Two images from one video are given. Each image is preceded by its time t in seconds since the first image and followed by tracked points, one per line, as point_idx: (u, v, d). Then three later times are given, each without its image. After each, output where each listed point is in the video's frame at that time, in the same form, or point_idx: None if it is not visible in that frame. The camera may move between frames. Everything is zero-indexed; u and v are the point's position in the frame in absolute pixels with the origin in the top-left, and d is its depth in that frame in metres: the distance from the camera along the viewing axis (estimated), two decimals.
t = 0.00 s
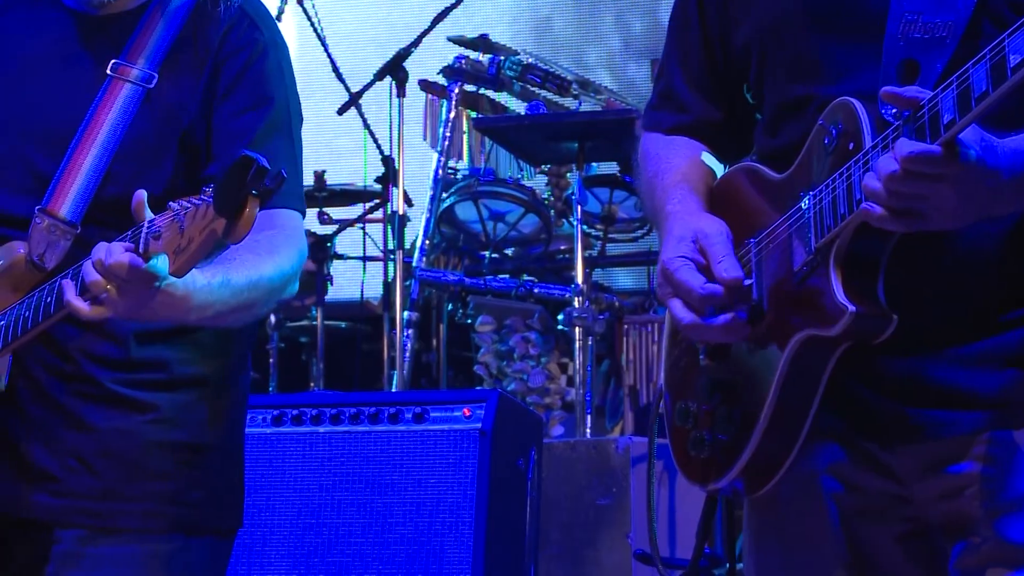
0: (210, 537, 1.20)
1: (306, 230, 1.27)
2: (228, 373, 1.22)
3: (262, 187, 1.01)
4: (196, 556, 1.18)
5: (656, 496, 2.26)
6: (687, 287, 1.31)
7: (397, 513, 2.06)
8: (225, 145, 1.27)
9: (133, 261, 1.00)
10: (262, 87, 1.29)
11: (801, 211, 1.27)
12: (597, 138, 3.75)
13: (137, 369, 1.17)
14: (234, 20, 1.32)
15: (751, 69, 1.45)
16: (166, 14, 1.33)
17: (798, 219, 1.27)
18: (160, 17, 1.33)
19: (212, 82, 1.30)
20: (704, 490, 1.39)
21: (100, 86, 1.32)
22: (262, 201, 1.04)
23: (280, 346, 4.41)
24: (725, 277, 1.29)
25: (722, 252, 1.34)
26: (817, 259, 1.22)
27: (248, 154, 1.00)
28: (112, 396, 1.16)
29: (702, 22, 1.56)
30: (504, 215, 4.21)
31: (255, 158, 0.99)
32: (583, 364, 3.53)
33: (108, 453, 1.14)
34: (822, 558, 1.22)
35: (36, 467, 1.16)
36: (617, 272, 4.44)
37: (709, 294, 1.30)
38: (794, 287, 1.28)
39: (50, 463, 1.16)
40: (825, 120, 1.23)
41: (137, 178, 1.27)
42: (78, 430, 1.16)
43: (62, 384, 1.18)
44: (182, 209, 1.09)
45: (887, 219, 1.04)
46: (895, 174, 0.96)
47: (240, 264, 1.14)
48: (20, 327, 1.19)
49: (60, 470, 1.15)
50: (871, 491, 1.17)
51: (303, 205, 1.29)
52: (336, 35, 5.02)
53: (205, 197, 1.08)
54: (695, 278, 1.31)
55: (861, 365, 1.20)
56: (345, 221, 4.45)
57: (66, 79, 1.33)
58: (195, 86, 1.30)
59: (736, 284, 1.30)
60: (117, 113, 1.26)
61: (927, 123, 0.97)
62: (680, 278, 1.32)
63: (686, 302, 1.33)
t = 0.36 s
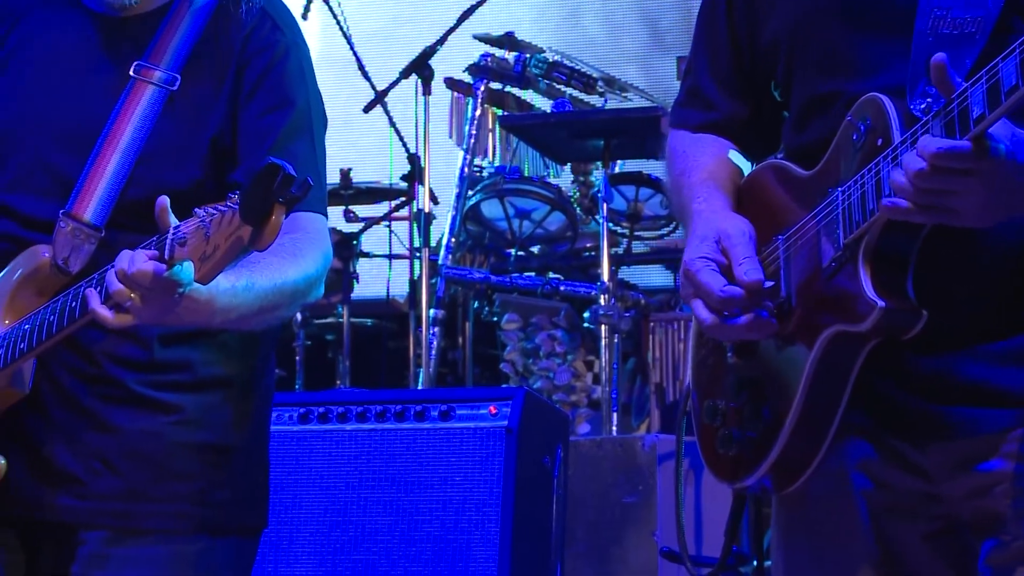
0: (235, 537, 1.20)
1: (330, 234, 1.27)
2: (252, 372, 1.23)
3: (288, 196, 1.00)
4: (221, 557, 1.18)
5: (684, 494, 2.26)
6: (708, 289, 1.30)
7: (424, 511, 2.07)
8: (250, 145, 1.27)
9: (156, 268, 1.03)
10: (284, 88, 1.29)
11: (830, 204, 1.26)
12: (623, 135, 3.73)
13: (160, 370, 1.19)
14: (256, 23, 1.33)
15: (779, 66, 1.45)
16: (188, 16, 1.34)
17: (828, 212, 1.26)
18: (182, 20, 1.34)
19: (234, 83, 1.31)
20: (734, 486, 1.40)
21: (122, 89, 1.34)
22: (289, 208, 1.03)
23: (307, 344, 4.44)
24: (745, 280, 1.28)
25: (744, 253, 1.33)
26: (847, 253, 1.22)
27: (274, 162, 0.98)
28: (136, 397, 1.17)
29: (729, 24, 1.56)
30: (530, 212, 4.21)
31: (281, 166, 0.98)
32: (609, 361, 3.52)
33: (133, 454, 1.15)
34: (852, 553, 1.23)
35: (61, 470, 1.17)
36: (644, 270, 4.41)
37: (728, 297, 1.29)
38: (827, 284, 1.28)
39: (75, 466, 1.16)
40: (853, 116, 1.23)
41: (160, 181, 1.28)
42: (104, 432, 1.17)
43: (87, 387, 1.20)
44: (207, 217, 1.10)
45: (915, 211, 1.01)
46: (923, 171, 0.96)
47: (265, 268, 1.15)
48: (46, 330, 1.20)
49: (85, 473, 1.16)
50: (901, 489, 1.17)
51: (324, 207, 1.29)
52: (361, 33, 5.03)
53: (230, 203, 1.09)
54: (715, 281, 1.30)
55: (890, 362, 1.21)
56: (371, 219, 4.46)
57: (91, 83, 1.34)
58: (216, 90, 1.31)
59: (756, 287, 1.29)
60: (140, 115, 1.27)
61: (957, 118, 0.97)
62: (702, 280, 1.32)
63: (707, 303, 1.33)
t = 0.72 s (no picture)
0: (269, 535, 1.22)
1: (366, 234, 1.28)
2: (287, 370, 1.25)
3: (320, 201, 1.02)
4: (255, 555, 1.20)
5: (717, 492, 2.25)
6: (743, 285, 1.31)
7: (456, 508, 2.08)
8: (285, 145, 1.28)
9: (189, 271, 1.05)
10: (321, 87, 1.30)
11: (862, 201, 1.25)
12: (654, 133, 3.72)
13: (196, 367, 1.20)
14: (294, 21, 1.34)
15: (813, 61, 1.45)
16: (226, 14, 1.35)
17: (861, 208, 1.25)
18: (219, 18, 1.35)
19: (271, 81, 1.32)
20: (767, 482, 1.41)
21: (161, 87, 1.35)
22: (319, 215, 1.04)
23: (338, 342, 4.47)
24: (778, 273, 1.29)
25: (777, 246, 1.34)
26: (879, 250, 1.21)
27: (306, 168, 1.00)
28: (172, 395, 1.19)
29: (763, 21, 1.55)
30: (561, 210, 4.21)
31: (312, 171, 1.00)
32: (640, 359, 3.52)
33: (169, 451, 1.17)
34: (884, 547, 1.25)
35: (98, 467, 1.19)
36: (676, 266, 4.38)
37: (763, 292, 1.30)
38: (859, 280, 1.26)
39: (111, 464, 1.18)
40: (886, 112, 1.23)
41: (195, 180, 1.29)
42: (140, 430, 1.18)
43: (123, 384, 1.21)
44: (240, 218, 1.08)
45: (942, 199, 1.00)
46: (954, 165, 0.96)
47: (299, 269, 1.16)
48: (78, 329, 1.20)
49: (122, 471, 1.18)
50: (932, 485, 1.19)
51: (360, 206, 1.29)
52: (391, 31, 5.05)
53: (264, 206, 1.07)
54: (751, 276, 1.31)
55: (923, 358, 1.22)
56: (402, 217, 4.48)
57: (127, 84, 1.36)
58: (251, 90, 1.32)
59: (789, 280, 1.29)
60: (177, 114, 1.28)
61: (987, 112, 0.96)
62: (739, 276, 1.32)
63: (744, 297, 1.33)
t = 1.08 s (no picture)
0: (307, 535, 1.23)
1: (404, 238, 1.30)
2: (324, 373, 1.27)
3: (364, 207, 1.03)
4: (293, 556, 1.21)
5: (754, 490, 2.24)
6: (788, 275, 1.30)
7: (489, 507, 2.09)
8: (328, 149, 1.30)
9: (233, 274, 1.05)
10: (362, 93, 1.32)
11: (896, 196, 1.25)
12: (686, 131, 3.71)
13: (236, 367, 1.22)
14: (337, 28, 1.35)
15: (850, 59, 1.45)
16: (268, 18, 1.36)
17: (894, 204, 1.26)
18: (262, 21, 1.36)
19: (314, 87, 1.34)
20: (803, 480, 1.43)
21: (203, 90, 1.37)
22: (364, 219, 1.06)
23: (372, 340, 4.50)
24: (822, 261, 1.28)
25: (818, 236, 1.33)
26: (913, 246, 1.22)
27: (350, 173, 1.01)
28: (210, 395, 1.21)
29: (802, 21, 1.55)
30: (593, 208, 4.23)
31: (358, 176, 1.01)
32: (673, 357, 3.52)
33: (208, 452, 1.19)
34: (924, 545, 1.22)
35: (138, 468, 1.21)
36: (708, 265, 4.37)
37: (808, 280, 1.29)
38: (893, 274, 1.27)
39: (151, 464, 1.20)
40: (920, 107, 1.23)
41: (234, 183, 1.31)
42: (180, 431, 1.20)
43: (163, 384, 1.23)
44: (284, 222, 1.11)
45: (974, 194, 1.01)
46: (983, 156, 0.96)
47: (339, 273, 1.18)
48: (120, 331, 1.22)
49: (161, 471, 1.20)
50: (973, 484, 1.16)
51: (398, 212, 1.31)
52: (424, 30, 5.06)
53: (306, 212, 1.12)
54: (795, 266, 1.31)
55: (961, 354, 1.21)
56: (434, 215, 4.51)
57: (166, 88, 1.38)
58: (295, 95, 1.34)
59: (833, 268, 1.28)
60: (219, 117, 1.30)
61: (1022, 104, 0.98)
62: (781, 266, 1.32)
63: (788, 288, 1.32)
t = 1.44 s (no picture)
0: (343, 533, 1.25)
1: (441, 247, 1.30)
2: (362, 371, 1.28)
3: (386, 189, 1.08)
4: (329, 553, 1.23)
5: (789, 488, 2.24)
6: (824, 272, 1.30)
7: (523, 504, 2.10)
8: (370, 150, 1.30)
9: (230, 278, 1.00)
10: (406, 96, 1.32)
11: (935, 193, 1.25)
12: (720, 128, 3.70)
13: (272, 366, 1.24)
14: (381, 31, 1.36)
15: (887, 60, 1.45)
16: (309, 20, 1.37)
17: (931, 202, 1.26)
18: (306, 20, 1.37)
19: (359, 90, 1.35)
20: (837, 478, 1.42)
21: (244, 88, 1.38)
22: (385, 203, 1.10)
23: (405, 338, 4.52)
24: (859, 256, 1.29)
25: (855, 233, 1.34)
26: (952, 243, 1.21)
27: (372, 157, 1.06)
28: (248, 392, 1.23)
29: (838, 21, 1.55)
30: (626, 206, 4.26)
31: (377, 159, 1.06)
32: (705, 356, 3.51)
33: (246, 449, 1.21)
34: (953, 543, 1.23)
35: (174, 463, 1.23)
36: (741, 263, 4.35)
37: (846, 277, 1.29)
38: (930, 273, 1.27)
39: (189, 460, 1.22)
40: (959, 105, 1.23)
41: (272, 183, 1.32)
42: (217, 427, 1.22)
43: (200, 380, 1.25)
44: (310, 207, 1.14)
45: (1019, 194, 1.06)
46: None
47: (355, 282, 1.15)
48: (153, 323, 1.23)
49: (198, 467, 1.21)
50: (1009, 482, 1.17)
51: (440, 218, 1.32)
52: (457, 28, 5.07)
53: (330, 196, 1.13)
54: (833, 262, 1.30)
55: (997, 353, 1.21)
56: (467, 213, 4.52)
57: (204, 90, 1.40)
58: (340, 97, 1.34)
59: (871, 263, 1.29)
60: (258, 114, 1.30)
61: None
62: (817, 263, 1.31)
63: (824, 286, 1.32)
